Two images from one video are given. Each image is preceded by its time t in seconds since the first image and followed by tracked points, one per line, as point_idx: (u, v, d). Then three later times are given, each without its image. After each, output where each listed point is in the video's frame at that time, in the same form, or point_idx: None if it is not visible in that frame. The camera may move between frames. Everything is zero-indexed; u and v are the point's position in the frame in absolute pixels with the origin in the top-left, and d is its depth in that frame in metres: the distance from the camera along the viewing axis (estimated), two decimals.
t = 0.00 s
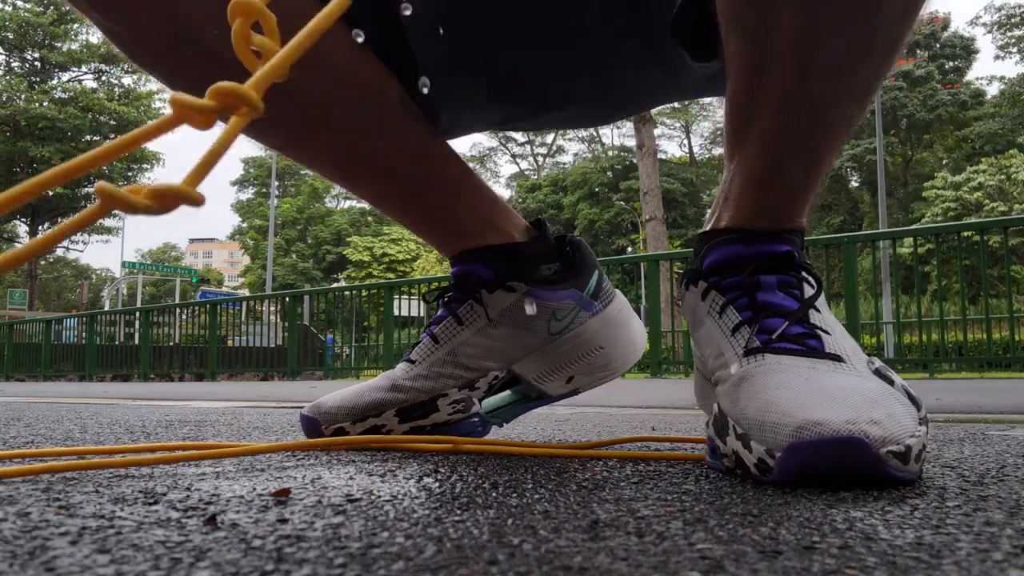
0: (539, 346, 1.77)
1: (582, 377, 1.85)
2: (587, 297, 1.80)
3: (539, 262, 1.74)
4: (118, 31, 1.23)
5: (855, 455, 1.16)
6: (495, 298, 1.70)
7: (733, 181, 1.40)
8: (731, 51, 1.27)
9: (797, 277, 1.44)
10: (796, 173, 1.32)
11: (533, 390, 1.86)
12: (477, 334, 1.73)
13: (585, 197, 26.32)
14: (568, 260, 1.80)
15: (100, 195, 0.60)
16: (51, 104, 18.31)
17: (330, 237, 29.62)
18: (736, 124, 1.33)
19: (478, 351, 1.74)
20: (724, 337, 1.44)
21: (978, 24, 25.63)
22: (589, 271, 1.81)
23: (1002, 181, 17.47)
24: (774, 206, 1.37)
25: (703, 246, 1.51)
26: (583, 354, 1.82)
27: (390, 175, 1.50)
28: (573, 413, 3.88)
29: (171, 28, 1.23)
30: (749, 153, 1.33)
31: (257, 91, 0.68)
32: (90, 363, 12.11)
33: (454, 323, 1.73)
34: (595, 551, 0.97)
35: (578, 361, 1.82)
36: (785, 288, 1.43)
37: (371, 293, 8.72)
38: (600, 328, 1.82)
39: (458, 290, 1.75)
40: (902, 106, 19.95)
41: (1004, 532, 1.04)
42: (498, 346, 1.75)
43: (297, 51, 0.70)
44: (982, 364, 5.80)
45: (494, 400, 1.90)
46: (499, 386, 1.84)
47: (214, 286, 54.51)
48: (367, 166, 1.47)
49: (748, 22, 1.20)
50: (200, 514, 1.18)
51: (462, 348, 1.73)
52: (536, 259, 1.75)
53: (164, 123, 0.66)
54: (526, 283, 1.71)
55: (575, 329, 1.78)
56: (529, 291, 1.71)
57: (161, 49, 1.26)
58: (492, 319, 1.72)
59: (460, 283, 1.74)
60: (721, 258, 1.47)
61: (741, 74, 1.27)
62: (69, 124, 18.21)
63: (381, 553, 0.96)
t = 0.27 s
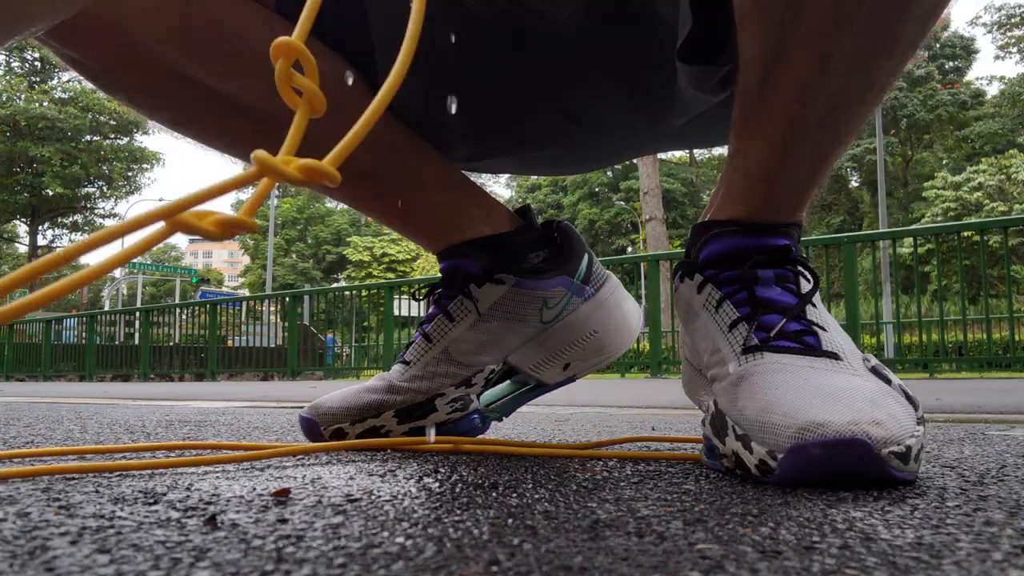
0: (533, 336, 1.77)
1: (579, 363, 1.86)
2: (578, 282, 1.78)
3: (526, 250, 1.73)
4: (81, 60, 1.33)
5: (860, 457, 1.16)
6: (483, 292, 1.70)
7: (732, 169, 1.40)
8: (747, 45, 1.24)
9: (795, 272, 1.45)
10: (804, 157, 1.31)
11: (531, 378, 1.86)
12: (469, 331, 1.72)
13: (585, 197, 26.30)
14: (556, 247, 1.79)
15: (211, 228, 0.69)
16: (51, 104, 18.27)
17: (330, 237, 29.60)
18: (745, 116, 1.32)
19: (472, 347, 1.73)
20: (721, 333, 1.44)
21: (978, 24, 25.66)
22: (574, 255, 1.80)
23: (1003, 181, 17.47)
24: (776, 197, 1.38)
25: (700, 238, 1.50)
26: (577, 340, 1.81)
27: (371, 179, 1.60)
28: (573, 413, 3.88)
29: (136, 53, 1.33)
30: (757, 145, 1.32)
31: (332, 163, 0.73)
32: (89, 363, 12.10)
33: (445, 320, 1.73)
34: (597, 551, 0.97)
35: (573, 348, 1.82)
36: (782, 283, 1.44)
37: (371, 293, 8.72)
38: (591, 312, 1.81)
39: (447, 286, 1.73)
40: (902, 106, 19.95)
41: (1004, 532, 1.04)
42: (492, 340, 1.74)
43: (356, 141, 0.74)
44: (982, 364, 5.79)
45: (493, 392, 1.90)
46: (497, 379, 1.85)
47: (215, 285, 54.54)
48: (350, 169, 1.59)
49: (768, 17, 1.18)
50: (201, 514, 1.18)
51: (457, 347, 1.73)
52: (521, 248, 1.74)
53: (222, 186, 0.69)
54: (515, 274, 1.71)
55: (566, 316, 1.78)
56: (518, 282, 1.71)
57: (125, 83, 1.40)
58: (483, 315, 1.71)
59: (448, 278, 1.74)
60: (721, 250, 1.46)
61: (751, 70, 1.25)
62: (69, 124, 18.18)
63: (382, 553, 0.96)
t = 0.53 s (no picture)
0: (531, 333, 1.77)
1: (578, 361, 1.86)
2: (575, 280, 1.78)
3: (524, 247, 1.72)
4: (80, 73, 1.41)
5: (858, 454, 1.16)
6: (481, 292, 1.69)
7: (729, 169, 1.40)
8: (748, 43, 1.24)
9: (792, 271, 1.45)
10: (803, 154, 1.31)
11: (531, 376, 1.86)
12: (467, 329, 1.71)
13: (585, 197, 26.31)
14: (554, 244, 1.78)
15: (168, 170, 0.66)
16: (50, 104, 18.25)
17: (330, 237, 29.60)
18: (744, 110, 1.32)
19: (471, 347, 1.73)
20: (720, 332, 1.43)
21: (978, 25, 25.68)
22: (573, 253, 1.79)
23: (1003, 181, 17.49)
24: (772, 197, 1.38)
25: (698, 236, 1.49)
26: (575, 337, 1.81)
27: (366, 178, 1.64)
28: (573, 413, 3.89)
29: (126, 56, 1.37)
30: (756, 145, 1.32)
31: (305, 97, 0.72)
32: (89, 363, 12.10)
33: (444, 320, 1.72)
34: (597, 551, 0.97)
35: (572, 346, 1.82)
36: (779, 284, 1.43)
37: (371, 293, 8.74)
38: (588, 311, 1.81)
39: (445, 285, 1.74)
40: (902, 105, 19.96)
41: (1003, 533, 1.04)
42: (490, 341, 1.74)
43: (330, 72, 0.72)
44: (982, 364, 5.79)
45: (491, 391, 1.90)
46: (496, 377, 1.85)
47: (214, 285, 54.57)
48: (345, 168, 1.63)
49: (772, 19, 1.18)
50: (200, 514, 1.18)
51: (455, 347, 1.72)
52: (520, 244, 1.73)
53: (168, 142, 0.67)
54: (512, 273, 1.71)
55: (565, 314, 1.78)
56: (515, 280, 1.70)
57: (122, 89, 1.44)
58: (482, 314, 1.71)
59: (445, 277, 1.74)
60: (720, 248, 1.45)
61: (752, 69, 1.26)
62: (68, 124, 18.16)
63: (381, 553, 0.96)
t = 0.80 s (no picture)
0: (534, 335, 1.76)
1: (580, 363, 1.84)
2: (580, 281, 1.77)
3: (527, 249, 1.71)
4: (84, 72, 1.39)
5: (855, 456, 1.15)
6: (483, 292, 1.68)
7: (732, 168, 1.38)
8: (750, 42, 1.24)
9: (795, 272, 1.44)
10: (805, 155, 1.29)
11: (532, 378, 1.85)
12: (469, 332, 1.70)
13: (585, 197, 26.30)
14: (557, 245, 1.77)
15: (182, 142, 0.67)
16: (49, 104, 18.25)
17: (330, 237, 29.58)
18: (747, 110, 1.31)
19: (472, 347, 1.71)
20: (722, 332, 1.42)
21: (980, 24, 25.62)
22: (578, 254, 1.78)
23: (1005, 180, 17.44)
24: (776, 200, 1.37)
25: (700, 236, 1.48)
26: (577, 340, 1.80)
27: (364, 180, 1.63)
28: (573, 413, 3.91)
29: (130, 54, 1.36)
30: (757, 145, 1.31)
31: (315, 78, 0.73)
32: (88, 364, 12.12)
33: (445, 321, 1.71)
34: (597, 553, 0.96)
35: (573, 348, 1.81)
36: (782, 283, 1.43)
37: (371, 294, 8.74)
38: (592, 313, 1.80)
39: (448, 286, 1.73)
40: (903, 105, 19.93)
41: (1007, 532, 1.03)
42: (491, 344, 1.72)
43: (340, 52, 0.73)
44: (985, 364, 5.80)
45: (492, 392, 1.88)
46: (497, 378, 1.83)
47: (214, 285, 54.60)
48: (344, 168, 1.61)
49: (775, 15, 1.18)
50: (198, 515, 1.16)
51: (455, 346, 1.71)
52: (523, 246, 1.72)
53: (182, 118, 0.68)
54: (515, 274, 1.69)
55: (569, 315, 1.76)
56: (518, 283, 1.69)
57: (122, 87, 1.43)
58: (483, 315, 1.69)
59: (448, 279, 1.74)
60: (722, 248, 1.44)
61: (754, 67, 1.25)
62: (67, 124, 18.13)
63: (382, 555, 0.94)
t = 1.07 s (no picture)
0: (537, 336, 1.76)
1: (582, 365, 1.84)
2: (584, 284, 1.77)
3: (531, 250, 1.71)
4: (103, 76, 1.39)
5: (854, 456, 1.15)
6: (486, 293, 1.68)
7: (733, 167, 1.39)
8: (750, 42, 1.25)
9: (797, 271, 1.44)
10: (806, 155, 1.29)
11: (534, 379, 1.85)
12: (471, 333, 1.70)
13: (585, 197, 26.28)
14: (562, 246, 1.76)
15: (215, 146, 0.68)
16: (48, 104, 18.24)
17: (329, 237, 29.58)
18: (748, 109, 1.31)
19: (473, 348, 1.71)
20: (723, 331, 1.42)
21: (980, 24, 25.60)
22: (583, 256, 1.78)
23: (1005, 180, 17.42)
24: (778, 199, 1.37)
25: (701, 236, 1.48)
26: (581, 343, 1.80)
27: (368, 180, 1.64)
28: (573, 413, 3.91)
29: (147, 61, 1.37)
30: (758, 145, 1.31)
31: (341, 76, 0.73)
32: (88, 364, 12.14)
33: (448, 322, 1.71)
34: (597, 552, 0.96)
35: (576, 350, 1.81)
36: (785, 283, 1.42)
37: (371, 294, 8.75)
38: (596, 314, 1.80)
39: (451, 287, 1.73)
40: (903, 105, 19.94)
41: (1006, 532, 1.03)
42: (493, 344, 1.73)
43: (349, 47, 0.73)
44: (985, 364, 5.80)
45: (494, 393, 1.87)
46: (498, 379, 1.83)
47: (213, 285, 54.59)
48: (349, 168, 1.63)
49: (775, 15, 1.18)
50: (199, 515, 1.17)
51: (457, 346, 1.71)
52: (527, 247, 1.72)
53: (210, 120, 0.68)
54: (519, 277, 1.69)
55: (572, 317, 1.76)
56: (522, 285, 1.69)
57: (124, 88, 1.42)
58: (485, 316, 1.69)
59: (452, 279, 1.74)
60: (723, 248, 1.44)
61: (755, 67, 1.26)
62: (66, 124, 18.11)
63: (382, 555, 0.94)
